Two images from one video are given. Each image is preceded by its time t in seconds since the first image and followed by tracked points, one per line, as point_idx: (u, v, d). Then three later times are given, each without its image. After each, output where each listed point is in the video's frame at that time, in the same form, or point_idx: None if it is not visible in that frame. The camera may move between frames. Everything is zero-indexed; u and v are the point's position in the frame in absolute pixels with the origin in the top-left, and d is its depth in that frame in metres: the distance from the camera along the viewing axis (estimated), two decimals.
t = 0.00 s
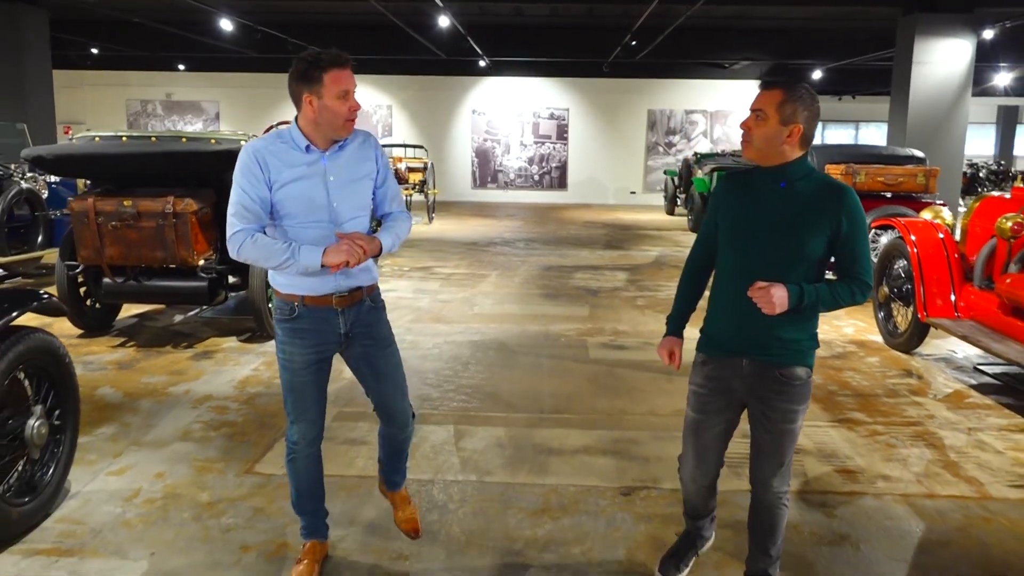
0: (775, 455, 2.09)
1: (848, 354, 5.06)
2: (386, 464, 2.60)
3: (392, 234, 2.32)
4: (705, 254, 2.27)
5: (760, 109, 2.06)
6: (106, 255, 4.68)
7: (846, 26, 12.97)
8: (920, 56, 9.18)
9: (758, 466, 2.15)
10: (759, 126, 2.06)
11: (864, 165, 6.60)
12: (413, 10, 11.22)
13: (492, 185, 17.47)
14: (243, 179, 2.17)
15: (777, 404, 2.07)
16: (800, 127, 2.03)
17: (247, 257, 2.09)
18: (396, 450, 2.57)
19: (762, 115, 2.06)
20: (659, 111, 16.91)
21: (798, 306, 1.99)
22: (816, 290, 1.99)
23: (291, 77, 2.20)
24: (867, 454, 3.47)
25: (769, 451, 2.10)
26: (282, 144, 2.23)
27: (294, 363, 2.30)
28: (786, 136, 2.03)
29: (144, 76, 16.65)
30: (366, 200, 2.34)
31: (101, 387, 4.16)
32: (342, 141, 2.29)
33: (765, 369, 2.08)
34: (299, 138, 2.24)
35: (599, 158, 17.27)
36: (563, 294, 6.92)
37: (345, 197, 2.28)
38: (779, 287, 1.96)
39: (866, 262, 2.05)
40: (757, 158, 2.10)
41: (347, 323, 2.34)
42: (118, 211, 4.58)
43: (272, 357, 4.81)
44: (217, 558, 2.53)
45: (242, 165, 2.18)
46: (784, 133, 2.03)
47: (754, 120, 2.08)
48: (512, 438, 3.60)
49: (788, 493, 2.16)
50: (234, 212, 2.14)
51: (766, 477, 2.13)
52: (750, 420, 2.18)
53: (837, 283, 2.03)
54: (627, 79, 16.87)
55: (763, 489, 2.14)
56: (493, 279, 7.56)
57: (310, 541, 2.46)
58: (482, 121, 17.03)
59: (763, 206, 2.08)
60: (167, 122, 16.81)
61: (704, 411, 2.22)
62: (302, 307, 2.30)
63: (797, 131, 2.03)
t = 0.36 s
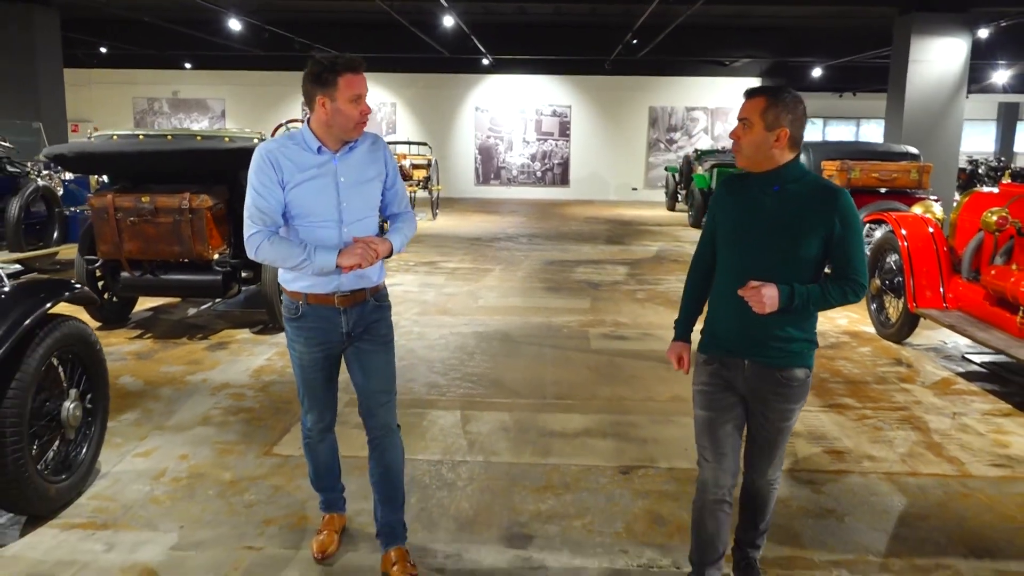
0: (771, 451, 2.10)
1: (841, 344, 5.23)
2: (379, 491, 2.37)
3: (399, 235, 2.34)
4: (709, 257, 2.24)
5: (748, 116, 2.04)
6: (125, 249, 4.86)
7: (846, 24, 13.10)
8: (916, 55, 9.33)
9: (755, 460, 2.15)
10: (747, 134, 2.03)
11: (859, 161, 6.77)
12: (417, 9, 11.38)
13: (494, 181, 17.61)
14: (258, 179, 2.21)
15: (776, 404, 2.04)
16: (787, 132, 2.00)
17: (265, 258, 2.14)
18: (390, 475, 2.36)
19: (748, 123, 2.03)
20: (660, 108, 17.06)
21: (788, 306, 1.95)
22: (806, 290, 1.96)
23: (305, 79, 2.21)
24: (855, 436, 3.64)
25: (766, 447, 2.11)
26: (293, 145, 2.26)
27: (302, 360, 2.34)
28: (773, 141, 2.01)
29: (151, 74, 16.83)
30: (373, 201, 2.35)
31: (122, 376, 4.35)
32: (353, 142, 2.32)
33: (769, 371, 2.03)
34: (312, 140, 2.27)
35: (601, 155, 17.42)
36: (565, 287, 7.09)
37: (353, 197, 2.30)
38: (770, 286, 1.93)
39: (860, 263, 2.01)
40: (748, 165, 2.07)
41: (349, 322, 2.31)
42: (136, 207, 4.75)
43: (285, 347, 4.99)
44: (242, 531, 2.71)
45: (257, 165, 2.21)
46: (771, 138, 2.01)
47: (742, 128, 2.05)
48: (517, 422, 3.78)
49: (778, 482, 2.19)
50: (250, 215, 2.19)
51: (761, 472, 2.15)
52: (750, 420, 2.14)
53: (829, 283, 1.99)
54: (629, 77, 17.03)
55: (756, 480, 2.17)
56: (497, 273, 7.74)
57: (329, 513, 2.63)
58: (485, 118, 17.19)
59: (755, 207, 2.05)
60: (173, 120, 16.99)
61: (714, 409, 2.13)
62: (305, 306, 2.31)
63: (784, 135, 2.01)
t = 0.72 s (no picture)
0: (768, 455, 2.11)
1: (829, 337, 5.40)
2: (378, 506, 2.27)
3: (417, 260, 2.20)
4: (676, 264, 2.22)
5: (699, 118, 2.07)
6: (134, 245, 4.99)
7: (837, 25, 13.28)
8: (904, 55, 9.53)
9: (754, 470, 2.16)
10: (701, 135, 2.06)
11: (847, 160, 6.94)
12: (414, 9, 11.52)
13: (490, 180, 17.70)
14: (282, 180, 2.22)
15: (769, 407, 2.06)
16: (738, 130, 2.03)
17: (272, 254, 2.15)
18: (386, 495, 2.25)
19: (700, 124, 2.06)
20: (654, 107, 17.22)
21: (773, 303, 1.98)
22: (788, 284, 1.98)
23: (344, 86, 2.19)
24: (841, 422, 3.81)
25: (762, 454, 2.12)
26: (324, 151, 2.25)
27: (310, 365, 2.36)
28: (727, 139, 2.03)
29: (148, 73, 16.92)
30: (396, 218, 2.26)
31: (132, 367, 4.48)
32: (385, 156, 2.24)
33: (759, 374, 2.04)
34: (343, 148, 2.24)
35: (596, 153, 17.58)
36: (561, 283, 7.24)
37: (371, 211, 2.23)
38: (753, 284, 1.95)
39: (832, 248, 2.05)
40: (707, 166, 2.09)
41: (353, 334, 2.26)
42: (145, 204, 4.89)
43: (289, 341, 5.12)
44: (259, 509, 2.85)
45: (285, 166, 2.23)
46: (724, 136, 2.03)
47: (695, 130, 2.08)
48: (517, 410, 3.93)
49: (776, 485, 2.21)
50: (270, 211, 2.21)
51: (762, 480, 2.16)
52: (743, 427, 2.15)
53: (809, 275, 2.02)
54: (623, 76, 17.20)
55: (759, 490, 2.18)
56: (494, 270, 7.88)
57: (337, 492, 2.73)
58: (480, 116, 17.32)
59: (720, 206, 2.05)
60: (170, 118, 17.08)
61: (704, 420, 2.13)
62: (317, 313, 2.30)
63: (737, 132, 2.03)
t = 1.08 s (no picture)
0: (751, 445, 2.12)
1: (813, 326, 5.59)
2: (389, 487, 2.38)
3: (436, 250, 2.23)
4: (647, 257, 2.31)
5: (668, 111, 2.14)
6: (137, 240, 5.11)
7: (822, 22, 13.48)
8: (886, 52, 9.74)
9: (738, 463, 2.16)
10: (670, 126, 2.12)
11: (831, 154, 7.13)
12: (405, 8, 11.63)
13: (480, 176, 17.93)
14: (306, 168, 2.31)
15: (747, 391, 2.12)
16: (707, 122, 2.11)
17: (294, 240, 2.26)
18: (400, 478, 2.36)
19: (669, 116, 2.13)
20: (642, 103, 17.39)
21: (743, 290, 2.07)
22: (755, 271, 2.07)
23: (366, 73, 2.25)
24: (823, 405, 3.99)
25: (745, 444, 2.13)
26: (351, 138, 2.31)
27: (319, 350, 2.36)
28: (696, 132, 2.11)
29: (138, 71, 16.94)
30: (419, 206, 2.30)
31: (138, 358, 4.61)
32: (409, 143, 2.29)
33: (734, 359, 2.11)
34: (369, 135, 2.30)
35: (585, 149, 17.74)
36: (553, 276, 7.40)
37: (393, 198, 2.28)
38: (722, 275, 2.03)
39: (799, 232, 2.13)
40: (674, 158, 2.18)
41: (372, 322, 2.32)
42: (148, 200, 5.01)
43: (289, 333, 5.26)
44: (270, 488, 3.00)
45: (310, 154, 2.30)
46: (693, 129, 2.11)
47: (664, 122, 2.15)
48: (514, 395, 4.10)
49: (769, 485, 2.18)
50: (292, 197, 2.31)
51: (749, 472, 2.15)
52: (724, 414, 2.21)
53: (776, 262, 2.11)
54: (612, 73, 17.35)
55: (748, 486, 2.15)
56: (487, 264, 8.04)
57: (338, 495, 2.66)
58: (470, 114, 17.46)
59: (688, 198, 2.16)
60: (161, 117, 17.11)
61: (683, 410, 2.23)
62: (337, 297, 2.35)
63: (706, 125, 2.11)
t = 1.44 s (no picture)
0: (734, 454, 2.12)
1: (805, 321, 5.71)
2: (391, 475, 2.46)
3: (434, 251, 2.28)
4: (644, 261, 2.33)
5: (682, 129, 2.09)
6: (144, 242, 5.24)
7: (817, 22, 13.59)
8: (879, 51, 9.86)
9: (719, 471, 2.16)
10: (693, 146, 2.08)
11: (824, 153, 7.26)
12: (404, 11, 11.76)
13: (480, 178, 17.99)
14: (303, 177, 2.31)
15: (729, 399, 2.12)
16: (717, 130, 2.09)
17: (294, 249, 2.26)
18: (402, 469, 2.43)
19: (687, 137, 2.08)
20: (640, 104, 17.52)
21: (731, 301, 2.07)
22: (745, 284, 2.07)
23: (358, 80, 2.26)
24: (812, 395, 4.12)
25: (729, 453, 2.13)
26: (346, 145, 2.32)
27: (320, 354, 2.29)
28: (711, 143, 2.09)
29: (140, 76, 17.10)
30: (417, 209, 2.33)
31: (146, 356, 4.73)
32: (404, 147, 2.31)
33: (720, 369, 2.12)
34: (364, 141, 2.31)
35: (584, 150, 17.86)
36: (551, 275, 7.53)
37: (391, 203, 2.30)
38: (710, 281, 2.05)
39: (794, 251, 2.10)
40: (690, 176, 2.15)
41: (378, 327, 2.29)
42: (155, 202, 5.15)
43: (293, 331, 5.38)
44: (277, 476, 3.14)
45: (305, 164, 2.30)
46: (710, 141, 2.09)
47: (681, 144, 2.10)
48: (511, 389, 4.23)
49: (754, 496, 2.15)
50: (289, 206, 2.31)
51: (729, 482, 2.13)
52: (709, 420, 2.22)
53: (769, 275, 2.09)
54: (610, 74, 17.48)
55: (731, 495, 2.13)
56: (486, 263, 8.17)
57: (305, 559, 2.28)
58: (469, 115, 17.60)
59: (686, 204, 2.15)
60: (163, 121, 17.25)
61: (669, 414, 2.26)
62: (339, 303, 2.30)
63: (717, 134, 2.09)
